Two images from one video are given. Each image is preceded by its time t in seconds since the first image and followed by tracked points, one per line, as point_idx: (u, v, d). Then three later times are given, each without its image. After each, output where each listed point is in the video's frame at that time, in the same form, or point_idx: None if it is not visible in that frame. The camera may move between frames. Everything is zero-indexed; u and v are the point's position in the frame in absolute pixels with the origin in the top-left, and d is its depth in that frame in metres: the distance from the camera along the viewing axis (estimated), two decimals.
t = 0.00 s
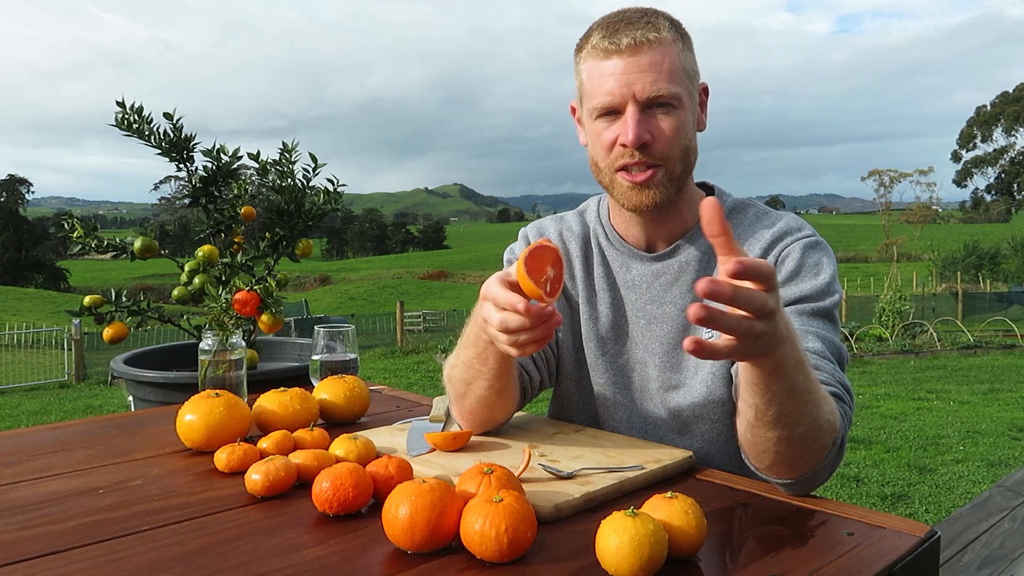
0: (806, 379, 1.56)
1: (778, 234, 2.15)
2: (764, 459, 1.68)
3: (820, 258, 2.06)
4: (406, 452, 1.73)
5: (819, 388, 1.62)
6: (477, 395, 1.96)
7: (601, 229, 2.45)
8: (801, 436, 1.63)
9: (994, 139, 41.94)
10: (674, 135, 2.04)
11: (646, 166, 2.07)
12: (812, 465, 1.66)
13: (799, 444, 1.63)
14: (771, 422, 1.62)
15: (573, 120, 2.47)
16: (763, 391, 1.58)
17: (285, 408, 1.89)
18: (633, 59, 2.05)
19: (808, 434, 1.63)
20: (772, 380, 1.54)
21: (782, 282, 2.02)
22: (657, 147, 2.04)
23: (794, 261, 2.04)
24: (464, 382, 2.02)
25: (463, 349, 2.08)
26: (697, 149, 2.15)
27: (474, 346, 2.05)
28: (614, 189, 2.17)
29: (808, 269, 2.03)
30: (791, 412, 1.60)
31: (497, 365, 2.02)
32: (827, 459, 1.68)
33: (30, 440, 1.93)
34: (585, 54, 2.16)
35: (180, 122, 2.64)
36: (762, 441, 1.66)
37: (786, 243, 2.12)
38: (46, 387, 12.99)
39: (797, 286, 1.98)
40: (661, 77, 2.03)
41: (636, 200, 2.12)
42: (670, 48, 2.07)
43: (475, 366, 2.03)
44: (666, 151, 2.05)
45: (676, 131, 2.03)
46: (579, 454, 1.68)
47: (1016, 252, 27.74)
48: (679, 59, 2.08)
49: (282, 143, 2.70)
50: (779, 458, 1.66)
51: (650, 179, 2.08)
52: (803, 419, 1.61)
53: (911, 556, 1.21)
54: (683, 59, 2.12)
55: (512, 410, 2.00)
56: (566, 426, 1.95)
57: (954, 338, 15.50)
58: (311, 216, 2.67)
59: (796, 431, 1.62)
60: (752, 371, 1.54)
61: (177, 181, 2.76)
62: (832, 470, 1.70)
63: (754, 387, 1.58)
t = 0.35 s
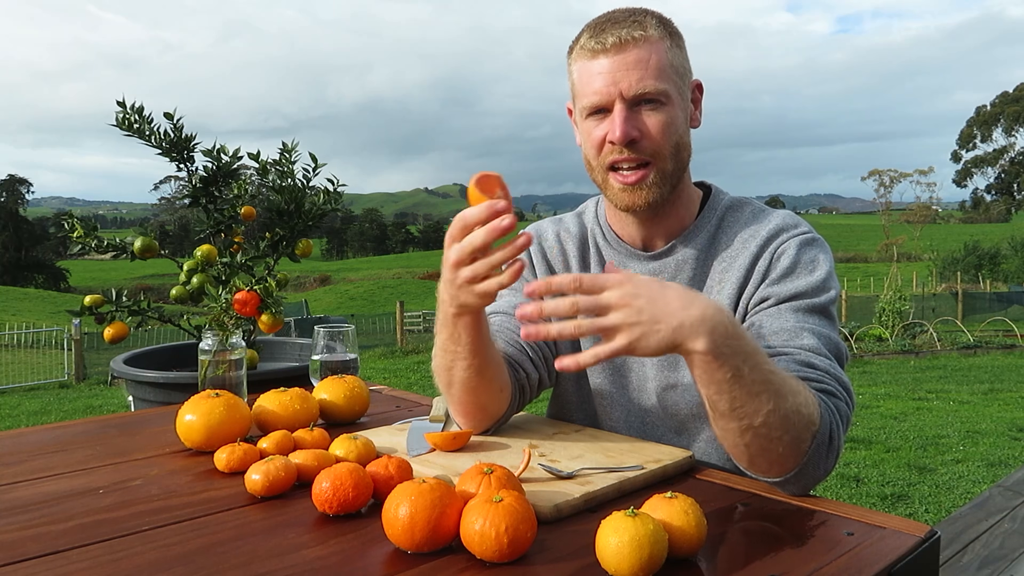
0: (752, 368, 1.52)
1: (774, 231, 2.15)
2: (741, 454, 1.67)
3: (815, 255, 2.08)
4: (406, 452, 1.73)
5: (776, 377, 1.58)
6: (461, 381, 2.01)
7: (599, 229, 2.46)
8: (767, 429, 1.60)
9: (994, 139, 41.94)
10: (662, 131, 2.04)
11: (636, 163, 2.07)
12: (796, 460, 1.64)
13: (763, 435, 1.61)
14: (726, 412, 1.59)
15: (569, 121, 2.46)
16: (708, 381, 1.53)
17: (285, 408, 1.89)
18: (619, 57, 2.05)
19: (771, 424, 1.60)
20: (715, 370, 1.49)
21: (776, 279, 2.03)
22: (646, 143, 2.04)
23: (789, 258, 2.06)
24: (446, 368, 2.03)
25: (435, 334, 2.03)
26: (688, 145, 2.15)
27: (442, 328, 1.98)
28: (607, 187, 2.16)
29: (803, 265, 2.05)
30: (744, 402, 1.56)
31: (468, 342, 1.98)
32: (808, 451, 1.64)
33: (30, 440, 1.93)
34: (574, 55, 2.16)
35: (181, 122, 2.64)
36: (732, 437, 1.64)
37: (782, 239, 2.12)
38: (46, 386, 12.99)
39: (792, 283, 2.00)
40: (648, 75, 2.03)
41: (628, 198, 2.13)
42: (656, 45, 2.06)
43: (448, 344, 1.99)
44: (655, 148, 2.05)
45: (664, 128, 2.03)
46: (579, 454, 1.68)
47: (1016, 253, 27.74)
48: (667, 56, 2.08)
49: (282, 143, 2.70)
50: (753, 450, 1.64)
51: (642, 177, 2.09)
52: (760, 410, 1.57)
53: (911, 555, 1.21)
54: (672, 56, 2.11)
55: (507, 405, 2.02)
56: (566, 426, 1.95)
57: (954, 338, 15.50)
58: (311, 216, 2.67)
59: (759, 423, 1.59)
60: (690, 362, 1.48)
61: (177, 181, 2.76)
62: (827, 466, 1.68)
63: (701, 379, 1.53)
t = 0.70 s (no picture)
0: (755, 383, 1.54)
1: (769, 230, 2.15)
2: (742, 459, 1.67)
3: (811, 254, 2.08)
4: (406, 452, 1.73)
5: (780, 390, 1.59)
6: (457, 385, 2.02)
7: (595, 229, 2.46)
8: (767, 438, 1.60)
9: (994, 139, 41.94)
10: (663, 130, 2.04)
11: (636, 160, 2.08)
12: (797, 465, 1.63)
13: (763, 446, 1.61)
14: (726, 422, 1.60)
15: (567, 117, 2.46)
16: (708, 394, 1.56)
17: (285, 408, 1.89)
18: (622, 54, 2.05)
19: (772, 434, 1.60)
20: (715, 382, 1.53)
21: (773, 279, 2.03)
22: (646, 141, 2.05)
23: (785, 257, 2.05)
24: (441, 373, 2.04)
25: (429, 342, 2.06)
26: (688, 145, 2.15)
27: (436, 333, 2.00)
28: (604, 184, 2.16)
29: (799, 264, 2.05)
30: (745, 414, 1.58)
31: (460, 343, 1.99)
32: (809, 455, 1.64)
33: (30, 440, 1.93)
34: (576, 50, 2.16)
35: (181, 122, 2.64)
36: (731, 443, 1.65)
37: (777, 238, 2.13)
38: (46, 386, 13.00)
39: (787, 282, 2.00)
40: (650, 73, 2.03)
41: (625, 195, 2.13)
42: (659, 44, 2.06)
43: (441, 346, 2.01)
44: (654, 146, 2.05)
45: (665, 126, 2.04)
46: (578, 454, 1.68)
47: (1017, 253, 27.74)
48: (669, 55, 2.08)
49: (282, 143, 2.70)
50: (754, 456, 1.64)
51: (640, 174, 2.09)
52: (761, 422, 1.58)
53: (911, 555, 1.21)
54: (674, 55, 2.11)
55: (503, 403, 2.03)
56: (566, 426, 1.94)
57: (954, 338, 15.50)
58: (311, 216, 2.67)
59: (762, 433, 1.60)
60: (691, 373, 1.53)
61: (177, 181, 2.76)
62: (828, 467, 1.68)
63: (700, 391, 1.57)
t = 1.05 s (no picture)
0: (754, 378, 1.54)
1: (771, 230, 2.16)
2: (742, 456, 1.67)
3: (813, 254, 2.08)
4: (406, 452, 1.73)
5: (779, 386, 1.59)
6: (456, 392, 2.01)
7: (596, 228, 2.45)
8: (768, 436, 1.60)
9: (994, 139, 41.95)
10: (660, 133, 2.04)
11: (633, 163, 2.07)
12: (797, 464, 1.63)
13: (764, 444, 1.62)
14: (726, 417, 1.61)
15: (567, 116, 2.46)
16: (707, 387, 1.57)
17: (285, 408, 1.89)
18: (619, 57, 2.05)
19: (772, 430, 1.60)
20: (714, 376, 1.53)
21: (774, 279, 2.03)
22: (643, 145, 2.05)
23: (787, 258, 2.05)
24: (442, 386, 2.04)
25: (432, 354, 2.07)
26: (686, 146, 2.15)
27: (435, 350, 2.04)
28: (602, 186, 2.17)
29: (800, 265, 2.05)
30: (744, 409, 1.58)
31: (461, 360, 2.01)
32: (809, 452, 1.64)
33: (30, 440, 1.93)
34: (574, 52, 2.16)
35: (180, 122, 2.64)
36: (731, 440, 1.65)
37: (779, 238, 2.13)
38: (46, 387, 13.00)
39: (788, 283, 2.00)
40: (647, 75, 2.03)
41: (624, 197, 2.13)
42: (657, 46, 2.05)
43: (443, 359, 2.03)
44: (651, 148, 2.05)
45: (662, 130, 2.04)
46: (578, 454, 1.68)
47: (1016, 253, 27.74)
48: (667, 57, 2.07)
49: (281, 143, 2.70)
50: (754, 453, 1.64)
51: (637, 177, 2.09)
52: (761, 419, 1.58)
53: (911, 555, 1.21)
54: (672, 56, 2.10)
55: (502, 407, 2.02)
56: (566, 425, 1.94)
57: (954, 338, 15.50)
58: (311, 216, 2.67)
59: (761, 430, 1.60)
60: (690, 365, 1.54)
61: (177, 181, 2.76)
62: (828, 467, 1.68)
63: (699, 385, 1.57)
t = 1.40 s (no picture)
0: (752, 389, 1.54)
1: (772, 230, 2.16)
2: (742, 462, 1.67)
3: (813, 254, 2.08)
4: (406, 452, 1.73)
5: (777, 394, 1.59)
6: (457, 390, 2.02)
7: (596, 226, 2.45)
8: (766, 442, 1.59)
9: (994, 139, 41.95)
10: (668, 126, 2.04)
11: (639, 156, 2.07)
12: (798, 466, 1.62)
13: (764, 447, 1.60)
14: (726, 428, 1.61)
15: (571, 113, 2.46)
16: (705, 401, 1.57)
17: (285, 408, 1.89)
18: (630, 48, 2.05)
19: (771, 438, 1.59)
20: (712, 391, 1.53)
21: (773, 279, 2.03)
22: (650, 136, 2.04)
23: (786, 258, 2.05)
24: (446, 382, 2.05)
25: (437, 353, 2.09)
26: (691, 143, 2.15)
27: (442, 347, 2.05)
28: (606, 178, 2.16)
29: (801, 265, 2.05)
30: (743, 419, 1.58)
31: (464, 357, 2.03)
32: (808, 457, 1.63)
33: (30, 440, 1.93)
34: (584, 44, 2.16)
35: (183, 122, 2.64)
36: (731, 447, 1.65)
37: (779, 239, 2.13)
38: (46, 386, 12.99)
39: (788, 283, 2.00)
40: (657, 68, 2.04)
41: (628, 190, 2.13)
42: (667, 40, 2.07)
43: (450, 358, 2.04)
44: (659, 140, 2.05)
45: (670, 122, 2.04)
46: (578, 454, 1.68)
47: (1017, 252, 27.75)
48: (676, 52, 2.08)
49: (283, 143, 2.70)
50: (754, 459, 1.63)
51: (642, 169, 2.08)
52: (759, 426, 1.58)
53: (911, 556, 1.21)
54: (681, 53, 2.12)
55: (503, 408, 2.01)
56: (566, 425, 1.94)
57: (954, 338, 15.50)
58: (312, 216, 2.67)
59: (761, 439, 1.59)
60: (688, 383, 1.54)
61: (177, 181, 2.76)
62: (827, 468, 1.67)
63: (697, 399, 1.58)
